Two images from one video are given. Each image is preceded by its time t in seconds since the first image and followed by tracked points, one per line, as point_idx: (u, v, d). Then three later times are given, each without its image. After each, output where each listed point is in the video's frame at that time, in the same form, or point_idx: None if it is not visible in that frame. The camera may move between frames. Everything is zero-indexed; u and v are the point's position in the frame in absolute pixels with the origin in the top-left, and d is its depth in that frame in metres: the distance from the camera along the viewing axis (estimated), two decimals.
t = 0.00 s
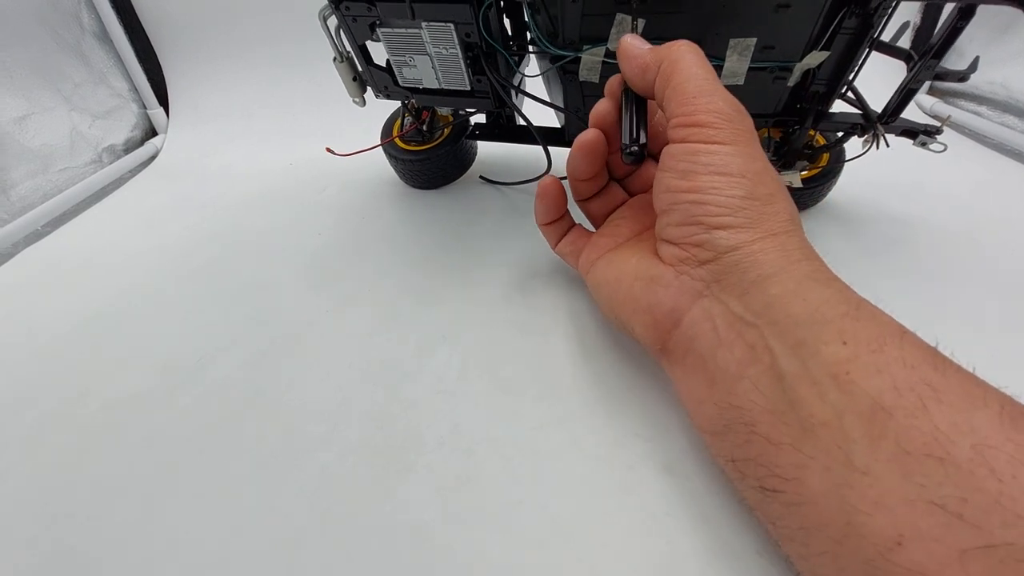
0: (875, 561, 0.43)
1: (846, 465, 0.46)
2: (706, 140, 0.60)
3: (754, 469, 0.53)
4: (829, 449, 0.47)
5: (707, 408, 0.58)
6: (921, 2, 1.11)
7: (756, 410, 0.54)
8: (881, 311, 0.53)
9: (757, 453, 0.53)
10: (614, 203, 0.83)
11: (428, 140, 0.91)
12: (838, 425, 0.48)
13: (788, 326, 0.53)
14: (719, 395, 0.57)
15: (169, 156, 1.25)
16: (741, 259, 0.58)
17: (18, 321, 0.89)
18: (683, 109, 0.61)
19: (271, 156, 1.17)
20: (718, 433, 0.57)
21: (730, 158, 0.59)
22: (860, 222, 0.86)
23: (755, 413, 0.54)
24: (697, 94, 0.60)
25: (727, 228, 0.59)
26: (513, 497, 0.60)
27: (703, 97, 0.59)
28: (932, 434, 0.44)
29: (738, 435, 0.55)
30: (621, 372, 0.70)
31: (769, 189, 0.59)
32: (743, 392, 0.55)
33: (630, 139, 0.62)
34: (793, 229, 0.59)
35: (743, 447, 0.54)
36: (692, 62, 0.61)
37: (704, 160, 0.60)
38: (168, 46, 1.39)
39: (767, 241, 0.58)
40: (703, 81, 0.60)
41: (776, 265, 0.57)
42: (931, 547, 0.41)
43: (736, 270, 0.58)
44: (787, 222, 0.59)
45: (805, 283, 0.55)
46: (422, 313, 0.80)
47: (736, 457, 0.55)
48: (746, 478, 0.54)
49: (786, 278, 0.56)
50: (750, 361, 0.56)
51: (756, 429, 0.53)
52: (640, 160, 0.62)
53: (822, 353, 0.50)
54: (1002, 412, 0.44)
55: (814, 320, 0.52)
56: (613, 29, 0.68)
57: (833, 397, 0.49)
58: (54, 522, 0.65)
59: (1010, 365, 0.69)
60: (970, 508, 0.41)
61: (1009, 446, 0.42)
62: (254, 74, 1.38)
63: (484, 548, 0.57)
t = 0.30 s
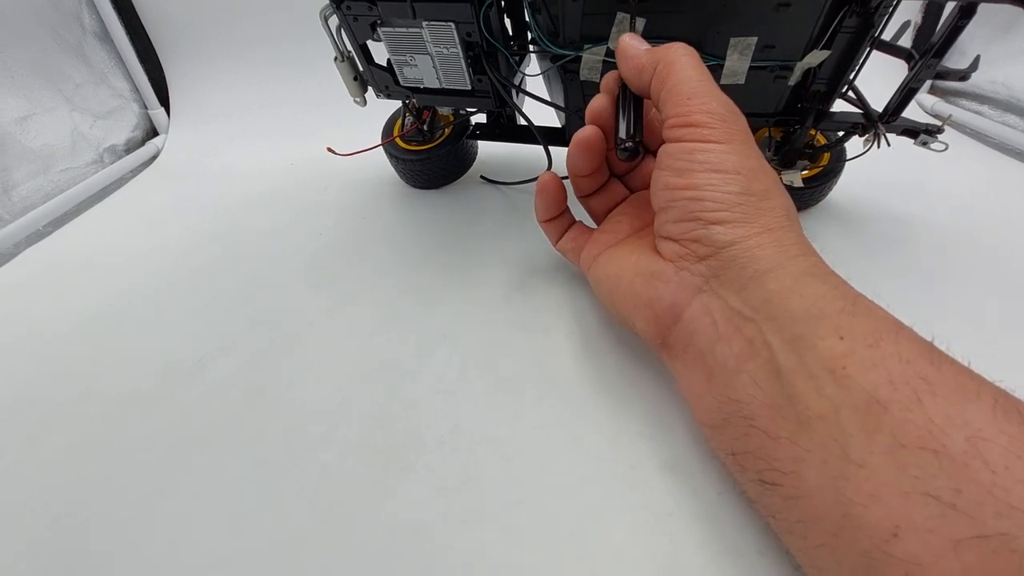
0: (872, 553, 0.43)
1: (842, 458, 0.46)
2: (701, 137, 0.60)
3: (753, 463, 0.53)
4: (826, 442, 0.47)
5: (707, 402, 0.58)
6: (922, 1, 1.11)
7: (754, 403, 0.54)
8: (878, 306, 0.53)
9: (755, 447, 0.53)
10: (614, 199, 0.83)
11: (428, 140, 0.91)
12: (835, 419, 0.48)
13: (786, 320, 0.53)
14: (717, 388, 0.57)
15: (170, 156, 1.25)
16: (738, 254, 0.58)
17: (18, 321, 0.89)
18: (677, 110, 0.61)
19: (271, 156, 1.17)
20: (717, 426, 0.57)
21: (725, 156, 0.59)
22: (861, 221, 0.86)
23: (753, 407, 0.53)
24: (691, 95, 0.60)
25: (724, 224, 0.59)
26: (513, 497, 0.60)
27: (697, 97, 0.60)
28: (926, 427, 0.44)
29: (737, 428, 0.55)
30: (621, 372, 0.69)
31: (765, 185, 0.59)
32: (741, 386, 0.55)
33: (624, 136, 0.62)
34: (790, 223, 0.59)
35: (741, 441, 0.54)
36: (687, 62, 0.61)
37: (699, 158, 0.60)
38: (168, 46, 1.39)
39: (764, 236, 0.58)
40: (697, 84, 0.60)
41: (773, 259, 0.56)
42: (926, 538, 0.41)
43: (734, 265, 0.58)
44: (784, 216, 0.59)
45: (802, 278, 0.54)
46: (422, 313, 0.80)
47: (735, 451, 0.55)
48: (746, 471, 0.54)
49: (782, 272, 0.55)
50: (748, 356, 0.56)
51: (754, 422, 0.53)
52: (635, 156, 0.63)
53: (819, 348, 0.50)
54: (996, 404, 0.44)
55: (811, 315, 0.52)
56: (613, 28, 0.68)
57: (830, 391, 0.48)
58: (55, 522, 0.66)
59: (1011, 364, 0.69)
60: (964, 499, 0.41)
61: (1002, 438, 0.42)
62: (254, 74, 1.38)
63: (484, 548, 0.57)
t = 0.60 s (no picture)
0: (870, 551, 0.43)
1: (840, 455, 0.46)
2: (697, 135, 0.60)
3: (752, 461, 0.53)
4: (824, 439, 0.47)
5: (706, 399, 0.58)
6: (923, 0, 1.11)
7: (752, 400, 0.54)
8: (877, 302, 0.53)
9: (754, 445, 0.53)
10: (612, 198, 0.83)
11: (429, 140, 0.91)
12: (833, 416, 0.47)
13: (783, 316, 0.53)
14: (716, 385, 0.57)
15: (172, 156, 1.25)
16: (736, 250, 0.58)
17: (20, 321, 0.89)
18: (672, 109, 0.61)
19: (272, 156, 1.18)
20: (717, 423, 0.57)
21: (720, 152, 0.60)
22: (862, 221, 0.86)
23: (752, 404, 0.54)
24: (685, 94, 0.60)
25: (720, 220, 0.59)
26: (513, 497, 0.60)
27: (691, 96, 0.60)
28: (924, 423, 0.44)
29: (736, 425, 0.55)
30: (621, 372, 0.69)
31: (762, 181, 0.59)
32: (739, 382, 0.55)
33: (618, 134, 0.62)
34: (787, 219, 0.59)
35: (740, 438, 0.54)
36: (680, 61, 0.61)
37: (694, 155, 0.60)
38: (169, 47, 1.39)
39: (762, 231, 0.58)
40: (691, 83, 0.60)
41: (770, 255, 0.56)
42: (924, 536, 0.41)
43: (731, 261, 0.58)
44: (781, 212, 0.59)
45: (799, 274, 0.54)
46: (422, 313, 0.80)
47: (734, 448, 0.55)
48: (745, 469, 0.54)
49: (780, 268, 0.55)
50: (747, 352, 0.56)
51: (752, 419, 0.53)
52: (630, 153, 0.62)
53: (817, 344, 0.50)
54: (995, 401, 0.44)
55: (809, 311, 0.52)
56: (614, 29, 0.68)
57: (828, 387, 0.48)
58: (56, 522, 0.66)
59: (1013, 364, 0.68)
60: (961, 496, 0.41)
61: (1000, 435, 0.42)
62: (255, 74, 1.38)
63: (483, 548, 0.57)
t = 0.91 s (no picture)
0: (873, 548, 0.43)
1: (842, 451, 0.46)
2: (698, 131, 0.60)
3: (753, 457, 0.53)
4: (826, 435, 0.47)
5: (707, 395, 0.58)
6: None
7: (754, 397, 0.53)
8: (880, 298, 0.53)
9: (755, 441, 0.52)
10: (612, 195, 0.83)
11: (429, 141, 0.91)
12: (835, 412, 0.47)
13: (786, 312, 0.53)
14: (717, 381, 0.57)
15: (173, 157, 1.26)
16: (737, 245, 0.58)
17: (21, 321, 0.89)
18: (673, 106, 0.61)
19: (273, 157, 1.18)
20: (718, 419, 0.56)
21: (722, 148, 0.59)
22: (863, 221, 0.86)
23: (753, 400, 0.53)
24: (686, 90, 0.60)
25: (722, 215, 0.59)
26: (513, 497, 0.60)
27: (692, 92, 0.60)
28: (928, 420, 0.44)
29: (737, 421, 0.54)
30: (621, 371, 0.69)
31: (763, 177, 0.59)
32: (740, 378, 0.55)
33: (618, 130, 0.62)
34: (789, 215, 0.59)
35: (742, 434, 0.54)
36: (681, 58, 0.61)
37: (695, 151, 0.60)
38: (171, 48, 1.40)
39: (764, 226, 0.58)
40: (691, 79, 0.60)
41: (772, 251, 0.56)
42: (927, 533, 0.40)
43: (733, 256, 0.58)
44: (783, 208, 0.59)
45: (801, 269, 0.54)
46: (423, 313, 0.80)
47: (735, 445, 0.55)
48: (746, 465, 0.54)
49: (781, 264, 0.55)
50: (749, 348, 0.55)
51: (753, 415, 0.53)
52: (629, 148, 0.62)
53: (819, 341, 0.50)
54: (999, 398, 0.44)
55: (812, 307, 0.52)
56: (614, 29, 0.68)
57: (830, 384, 0.48)
58: (57, 523, 0.66)
59: (1015, 364, 0.68)
60: (965, 494, 0.40)
61: (1004, 432, 0.42)
62: (255, 75, 1.39)
63: (484, 548, 0.57)
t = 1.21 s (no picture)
0: (874, 548, 0.43)
1: (843, 451, 0.46)
2: (698, 130, 0.60)
3: (754, 456, 0.52)
4: (827, 434, 0.47)
5: (707, 394, 0.57)
6: None
7: (754, 395, 0.53)
8: (881, 297, 0.53)
9: (756, 440, 0.52)
10: (612, 195, 0.83)
11: (430, 141, 0.91)
12: (836, 411, 0.47)
13: (786, 311, 0.53)
14: (717, 379, 0.57)
15: (175, 157, 1.26)
16: (738, 244, 0.58)
17: (26, 322, 0.89)
18: (673, 105, 0.61)
19: (273, 157, 1.18)
20: (718, 418, 0.56)
21: (721, 147, 0.60)
22: (864, 221, 0.86)
23: (754, 399, 0.53)
24: (685, 89, 0.60)
25: (722, 214, 0.59)
26: (513, 497, 0.60)
27: (691, 91, 0.60)
28: (930, 420, 0.44)
29: (738, 420, 0.54)
30: (622, 372, 0.69)
31: (764, 176, 0.59)
32: (740, 377, 0.55)
33: (617, 128, 0.62)
34: (789, 214, 0.59)
35: (742, 433, 0.54)
36: (681, 57, 0.61)
37: (695, 150, 0.60)
38: (172, 49, 1.40)
39: (764, 225, 0.57)
40: (690, 78, 0.60)
41: (773, 250, 0.56)
42: (928, 533, 0.40)
43: (734, 255, 0.58)
44: (783, 207, 0.59)
45: (802, 268, 0.54)
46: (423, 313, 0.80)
47: (736, 444, 0.54)
48: (746, 465, 0.54)
49: (782, 262, 0.55)
50: (749, 346, 0.55)
51: (754, 414, 0.53)
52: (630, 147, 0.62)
53: (820, 340, 0.50)
54: (1000, 398, 0.44)
55: (813, 306, 0.52)
56: (614, 29, 0.68)
57: (831, 383, 0.48)
58: (59, 523, 0.66)
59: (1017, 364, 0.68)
60: (967, 493, 0.40)
61: (1006, 431, 0.42)
62: (256, 75, 1.39)
63: (484, 548, 0.57)
